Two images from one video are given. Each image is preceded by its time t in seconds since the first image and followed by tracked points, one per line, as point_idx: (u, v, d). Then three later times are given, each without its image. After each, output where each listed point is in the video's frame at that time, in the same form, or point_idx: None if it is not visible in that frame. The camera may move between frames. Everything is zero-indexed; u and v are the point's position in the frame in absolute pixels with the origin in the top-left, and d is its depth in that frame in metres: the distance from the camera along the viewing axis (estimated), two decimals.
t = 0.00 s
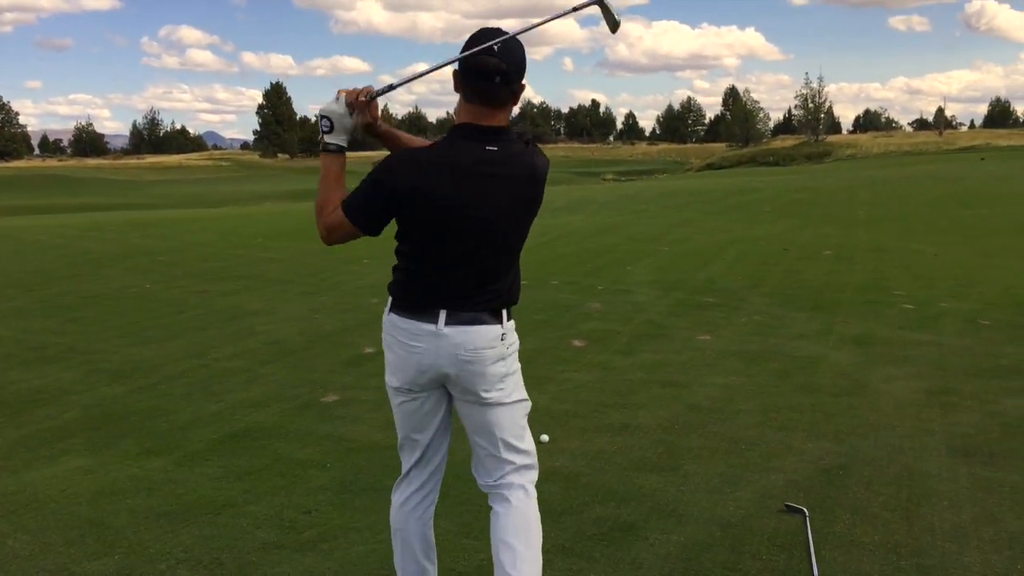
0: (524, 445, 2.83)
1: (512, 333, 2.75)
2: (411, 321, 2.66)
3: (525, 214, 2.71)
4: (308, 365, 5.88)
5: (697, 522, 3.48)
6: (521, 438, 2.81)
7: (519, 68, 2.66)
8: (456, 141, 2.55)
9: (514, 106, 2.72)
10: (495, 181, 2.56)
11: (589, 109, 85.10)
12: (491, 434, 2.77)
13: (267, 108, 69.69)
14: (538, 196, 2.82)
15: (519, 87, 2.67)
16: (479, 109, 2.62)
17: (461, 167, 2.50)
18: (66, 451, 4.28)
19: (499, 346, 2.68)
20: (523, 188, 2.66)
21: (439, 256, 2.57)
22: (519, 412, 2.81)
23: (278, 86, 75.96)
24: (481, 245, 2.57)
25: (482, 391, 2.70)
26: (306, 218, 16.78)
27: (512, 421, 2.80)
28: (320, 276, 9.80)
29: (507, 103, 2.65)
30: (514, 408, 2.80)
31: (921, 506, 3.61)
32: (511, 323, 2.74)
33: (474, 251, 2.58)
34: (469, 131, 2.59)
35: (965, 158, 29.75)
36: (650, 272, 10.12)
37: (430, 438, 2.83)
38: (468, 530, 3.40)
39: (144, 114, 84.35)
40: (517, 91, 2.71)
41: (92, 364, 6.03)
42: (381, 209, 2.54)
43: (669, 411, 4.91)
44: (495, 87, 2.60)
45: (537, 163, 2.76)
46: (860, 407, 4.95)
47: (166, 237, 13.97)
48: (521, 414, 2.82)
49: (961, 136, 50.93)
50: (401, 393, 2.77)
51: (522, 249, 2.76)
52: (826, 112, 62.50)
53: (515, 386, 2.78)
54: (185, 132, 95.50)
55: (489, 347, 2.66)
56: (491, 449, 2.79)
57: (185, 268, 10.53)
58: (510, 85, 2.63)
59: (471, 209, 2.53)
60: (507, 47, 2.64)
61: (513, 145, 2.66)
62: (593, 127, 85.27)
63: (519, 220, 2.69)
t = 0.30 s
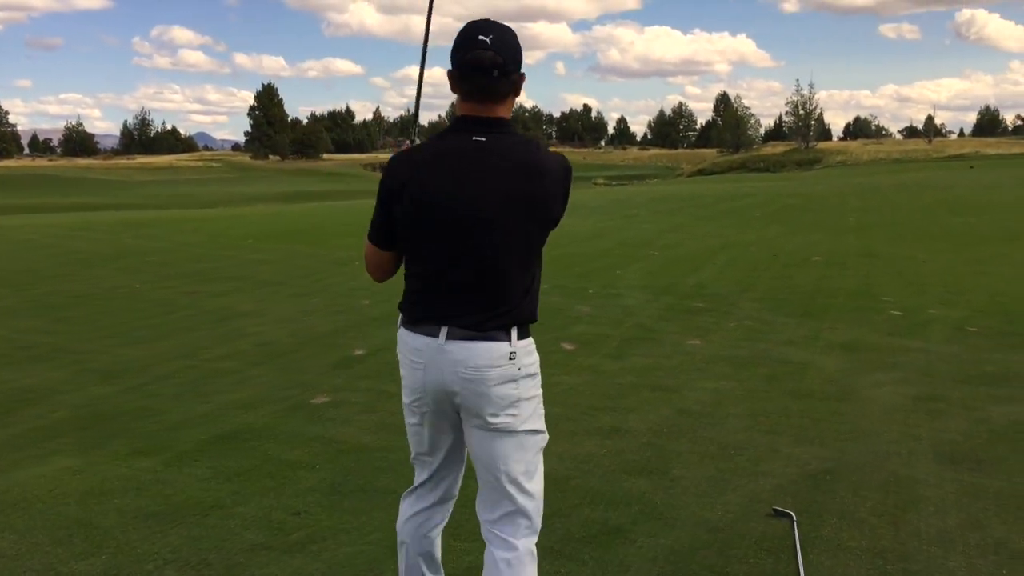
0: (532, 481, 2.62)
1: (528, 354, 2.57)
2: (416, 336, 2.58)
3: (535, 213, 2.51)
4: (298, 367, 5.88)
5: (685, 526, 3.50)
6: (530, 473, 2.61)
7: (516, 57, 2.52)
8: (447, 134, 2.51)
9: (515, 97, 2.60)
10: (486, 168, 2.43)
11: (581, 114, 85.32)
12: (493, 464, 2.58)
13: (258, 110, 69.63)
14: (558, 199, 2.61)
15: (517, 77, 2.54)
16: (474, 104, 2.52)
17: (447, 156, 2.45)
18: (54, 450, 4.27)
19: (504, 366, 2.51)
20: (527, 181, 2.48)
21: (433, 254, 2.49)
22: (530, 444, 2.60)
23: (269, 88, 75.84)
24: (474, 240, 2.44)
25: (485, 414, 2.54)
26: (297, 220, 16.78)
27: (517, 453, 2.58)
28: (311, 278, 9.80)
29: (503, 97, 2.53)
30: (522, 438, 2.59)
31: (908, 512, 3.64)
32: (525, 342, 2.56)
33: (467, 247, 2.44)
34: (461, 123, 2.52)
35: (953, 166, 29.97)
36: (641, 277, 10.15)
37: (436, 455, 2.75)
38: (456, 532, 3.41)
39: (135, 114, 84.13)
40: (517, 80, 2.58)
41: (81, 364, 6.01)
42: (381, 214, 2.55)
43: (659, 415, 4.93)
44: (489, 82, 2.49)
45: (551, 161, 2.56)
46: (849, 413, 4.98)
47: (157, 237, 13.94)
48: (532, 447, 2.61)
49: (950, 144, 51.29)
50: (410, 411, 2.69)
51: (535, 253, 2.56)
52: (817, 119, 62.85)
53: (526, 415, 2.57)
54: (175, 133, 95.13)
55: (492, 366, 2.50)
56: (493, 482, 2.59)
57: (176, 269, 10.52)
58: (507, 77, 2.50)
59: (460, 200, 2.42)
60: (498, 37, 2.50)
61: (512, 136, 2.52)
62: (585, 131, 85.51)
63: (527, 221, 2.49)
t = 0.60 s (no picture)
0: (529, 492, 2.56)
1: (524, 362, 2.47)
2: (401, 346, 2.46)
3: (523, 207, 2.38)
4: (291, 369, 5.87)
5: (676, 530, 3.50)
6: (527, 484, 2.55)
7: (499, 40, 2.42)
8: (424, 123, 2.41)
9: (501, 84, 2.49)
10: (464, 158, 2.33)
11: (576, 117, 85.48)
12: (489, 481, 2.50)
13: (252, 112, 69.60)
14: (553, 191, 2.46)
15: (500, 61, 2.43)
16: (453, 91, 2.42)
17: (422, 146, 2.35)
18: (45, 451, 4.25)
19: (499, 377, 2.41)
20: (511, 170, 2.36)
21: (411, 251, 2.38)
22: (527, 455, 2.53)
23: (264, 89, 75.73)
24: (455, 235, 2.32)
25: (479, 428, 2.44)
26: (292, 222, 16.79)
27: (514, 468, 2.51)
28: (305, 280, 9.79)
29: (485, 83, 2.42)
30: (518, 451, 2.51)
31: (899, 516, 3.65)
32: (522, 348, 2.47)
33: (446, 243, 2.33)
34: (440, 111, 2.41)
35: (945, 172, 30.16)
36: (634, 280, 10.17)
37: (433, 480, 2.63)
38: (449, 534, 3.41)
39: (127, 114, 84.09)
40: (501, 65, 2.47)
41: (74, 365, 5.99)
42: (360, 214, 2.46)
43: (651, 418, 4.93)
44: (468, 65, 2.39)
45: (540, 150, 2.43)
46: (841, 417, 4.99)
47: (150, 238, 13.92)
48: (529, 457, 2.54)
49: (943, 149, 51.50)
50: (396, 427, 2.56)
51: (523, 249, 2.42)
52: (811, 124, 63.07)
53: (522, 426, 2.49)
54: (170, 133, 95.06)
55: (487, 378, 2.40)
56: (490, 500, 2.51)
57: (169, 270, 10.50)
58: (489, 61, 2.40)
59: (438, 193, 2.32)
60: (477, 17, 2.39)
61: (495, 123, 2.41)
62: (580, 135, 85.69)
63: (513, 215, 2.36)
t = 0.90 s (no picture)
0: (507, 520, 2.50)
1: (500, 389, 2.42)
2: (367, 380, 2.35)
3: (473, 221, 2.26)
4: (291, 371, 5.88)
5: (675, 533, 3.50)
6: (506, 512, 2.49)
7: (457, 51, 2.33)
8: (379, 139, 2.35)
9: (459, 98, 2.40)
10: (415, 171, 2.25)
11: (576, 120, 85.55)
12: (474, 514, 2.45)
13: (253, 113, 69.71)
14: (509, 205, 2.29)
15: (458, 73, 2.35)
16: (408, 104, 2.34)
17: (373, 160, 2.29)
18: (44, 454, 4.25)
19: (478, 405, 2.35)
20: (461, 182, 2.25)
21: (359, 268, 2.30)
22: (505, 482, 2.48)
23: (264, 91, 75.77)
24: (402, 252, 2.24)
25: (459, 459, 2.36)
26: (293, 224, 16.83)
27: (499, 498, 2.47)
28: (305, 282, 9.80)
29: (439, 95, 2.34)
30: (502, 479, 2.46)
31: (898, 520, 3.65)
32: (497, 375, 2.42)
33: (392, 258, 2.25)
34: (395, 124, 2.36)
35: (945, 174, 30.22)
36: (633, 283, 10.18)
37: (385, 536, 2.40)
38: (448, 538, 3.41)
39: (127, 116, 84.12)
40: (460, 78, 2.38)
41: (73, 367, 5.99)
42: (310, 233, 2.40)
43: (650, 421, 4.94)
44: (421, 77, 2.32)
45: (499, 163, 2.31)
46: (839, 420, 5.00)
47: (150, 240, 13.93)
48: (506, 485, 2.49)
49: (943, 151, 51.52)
50: (358, 473, 2.41)
51: (476, 264, 2.28)
52: (811, 127, 63.10)
53: (501, 453, 2.44)
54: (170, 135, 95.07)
55: (466, 405, 2.33)
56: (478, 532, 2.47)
57: (168, 271, 10.51)
58: (445, 73, 2.32)
59: (385, 207, 2.25)
60: (432, 27, 2.30)
61: (450, 136, 2.32)
62: (580, 137, 85.75)
63: (474, 231, 2.27)
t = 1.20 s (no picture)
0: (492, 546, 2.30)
1: (470, 398, 2.28)
2: (327, 389, 2.30)
3: (433, 209, 2.17)
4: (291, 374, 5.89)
5: (676, 537, 3.50)
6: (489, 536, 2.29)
7: (428, 45, 2.29)
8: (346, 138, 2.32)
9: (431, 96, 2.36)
10: (375, 161, 2.21)
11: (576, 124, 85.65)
12: (448, 536, 2.29)
13: (254, 116, 69.76)
14: (471, 189, 2.18)
15: (429, 69, 2.31)
16: (377, 98, 2.31)
17: (336, 157, 2.27)
18: (45, 456, 4.25)
19: (439, 414, 2.22)
20: (420, 167, 2.18)
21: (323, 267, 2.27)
22: (485, 501, 2.30)
23: (264, 94, 75.83)
24: (363, 248, 2.19)
25: (421, 473, 2.22)
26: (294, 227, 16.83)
27: (477, 520, 2.29)
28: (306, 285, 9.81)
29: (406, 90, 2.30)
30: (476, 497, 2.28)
31: (898, 525, 3.65)
32: (466, 382, 2.28)
33: (354, 253, 2.21)
34: (361, 122, 2.33)
35: (945, 179, 30.26)
36: (633, 286, 10.19)
37: (355, 560, 2.33)
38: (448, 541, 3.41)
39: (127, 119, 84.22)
40: (432, 74, 2.34)
41: (74, 369, 6.00)
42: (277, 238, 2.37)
43: (650, 425, 4.94)
44: (391, 71, 2.28)
45: (461, 147, 2.23)
46: (839, 425, 5.00)
47: (151, 243, 13.94)
48: (487, 505, 2.30)
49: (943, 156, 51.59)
50: (325, 489, 2.35)
51: (438, 257, 2.19)
52: (812, 131, 63.18)
53: (475, 468, 2.27)
54: (171, 137, 95.07)
55: (425, 414, 2.20)
56: (453, 559, 2.30)
57: (169, 274, 10.52)
58: (415, 68, 2.29)
59: (347, 201, 2.21)
60: (403, 20, 2.27)
61: (411, 124, 2.27)
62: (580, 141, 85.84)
63: (435, 223, 2.18)
